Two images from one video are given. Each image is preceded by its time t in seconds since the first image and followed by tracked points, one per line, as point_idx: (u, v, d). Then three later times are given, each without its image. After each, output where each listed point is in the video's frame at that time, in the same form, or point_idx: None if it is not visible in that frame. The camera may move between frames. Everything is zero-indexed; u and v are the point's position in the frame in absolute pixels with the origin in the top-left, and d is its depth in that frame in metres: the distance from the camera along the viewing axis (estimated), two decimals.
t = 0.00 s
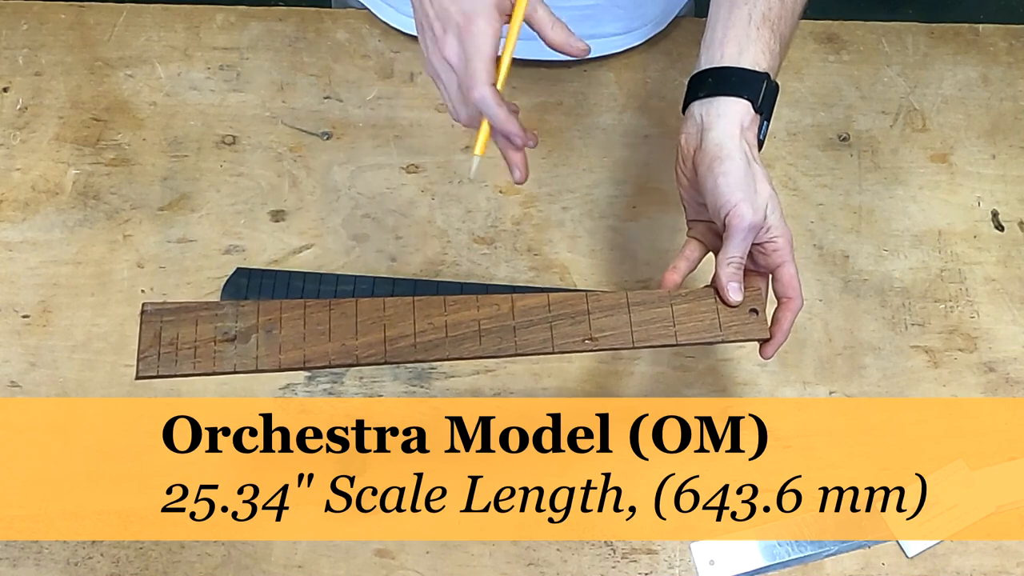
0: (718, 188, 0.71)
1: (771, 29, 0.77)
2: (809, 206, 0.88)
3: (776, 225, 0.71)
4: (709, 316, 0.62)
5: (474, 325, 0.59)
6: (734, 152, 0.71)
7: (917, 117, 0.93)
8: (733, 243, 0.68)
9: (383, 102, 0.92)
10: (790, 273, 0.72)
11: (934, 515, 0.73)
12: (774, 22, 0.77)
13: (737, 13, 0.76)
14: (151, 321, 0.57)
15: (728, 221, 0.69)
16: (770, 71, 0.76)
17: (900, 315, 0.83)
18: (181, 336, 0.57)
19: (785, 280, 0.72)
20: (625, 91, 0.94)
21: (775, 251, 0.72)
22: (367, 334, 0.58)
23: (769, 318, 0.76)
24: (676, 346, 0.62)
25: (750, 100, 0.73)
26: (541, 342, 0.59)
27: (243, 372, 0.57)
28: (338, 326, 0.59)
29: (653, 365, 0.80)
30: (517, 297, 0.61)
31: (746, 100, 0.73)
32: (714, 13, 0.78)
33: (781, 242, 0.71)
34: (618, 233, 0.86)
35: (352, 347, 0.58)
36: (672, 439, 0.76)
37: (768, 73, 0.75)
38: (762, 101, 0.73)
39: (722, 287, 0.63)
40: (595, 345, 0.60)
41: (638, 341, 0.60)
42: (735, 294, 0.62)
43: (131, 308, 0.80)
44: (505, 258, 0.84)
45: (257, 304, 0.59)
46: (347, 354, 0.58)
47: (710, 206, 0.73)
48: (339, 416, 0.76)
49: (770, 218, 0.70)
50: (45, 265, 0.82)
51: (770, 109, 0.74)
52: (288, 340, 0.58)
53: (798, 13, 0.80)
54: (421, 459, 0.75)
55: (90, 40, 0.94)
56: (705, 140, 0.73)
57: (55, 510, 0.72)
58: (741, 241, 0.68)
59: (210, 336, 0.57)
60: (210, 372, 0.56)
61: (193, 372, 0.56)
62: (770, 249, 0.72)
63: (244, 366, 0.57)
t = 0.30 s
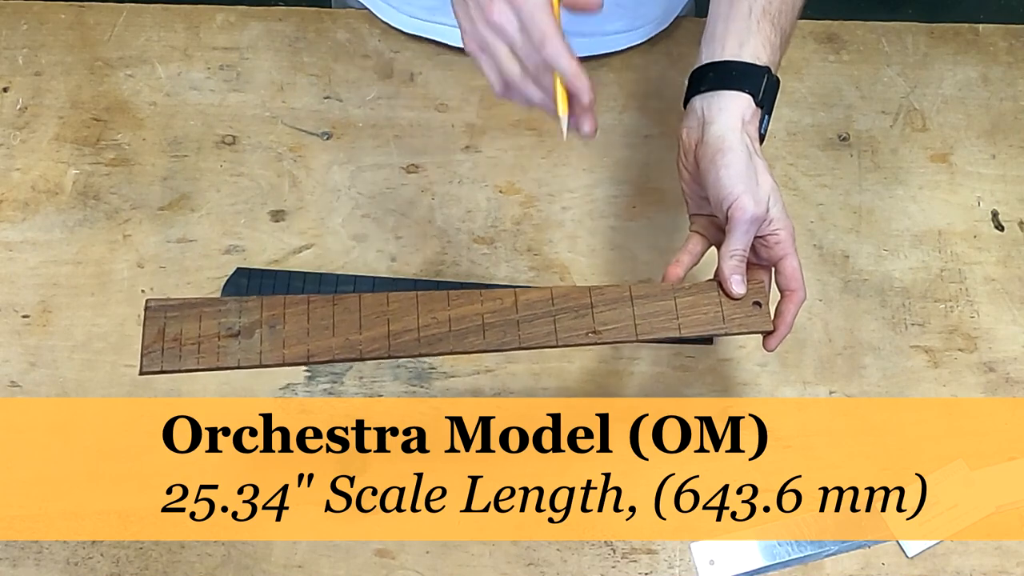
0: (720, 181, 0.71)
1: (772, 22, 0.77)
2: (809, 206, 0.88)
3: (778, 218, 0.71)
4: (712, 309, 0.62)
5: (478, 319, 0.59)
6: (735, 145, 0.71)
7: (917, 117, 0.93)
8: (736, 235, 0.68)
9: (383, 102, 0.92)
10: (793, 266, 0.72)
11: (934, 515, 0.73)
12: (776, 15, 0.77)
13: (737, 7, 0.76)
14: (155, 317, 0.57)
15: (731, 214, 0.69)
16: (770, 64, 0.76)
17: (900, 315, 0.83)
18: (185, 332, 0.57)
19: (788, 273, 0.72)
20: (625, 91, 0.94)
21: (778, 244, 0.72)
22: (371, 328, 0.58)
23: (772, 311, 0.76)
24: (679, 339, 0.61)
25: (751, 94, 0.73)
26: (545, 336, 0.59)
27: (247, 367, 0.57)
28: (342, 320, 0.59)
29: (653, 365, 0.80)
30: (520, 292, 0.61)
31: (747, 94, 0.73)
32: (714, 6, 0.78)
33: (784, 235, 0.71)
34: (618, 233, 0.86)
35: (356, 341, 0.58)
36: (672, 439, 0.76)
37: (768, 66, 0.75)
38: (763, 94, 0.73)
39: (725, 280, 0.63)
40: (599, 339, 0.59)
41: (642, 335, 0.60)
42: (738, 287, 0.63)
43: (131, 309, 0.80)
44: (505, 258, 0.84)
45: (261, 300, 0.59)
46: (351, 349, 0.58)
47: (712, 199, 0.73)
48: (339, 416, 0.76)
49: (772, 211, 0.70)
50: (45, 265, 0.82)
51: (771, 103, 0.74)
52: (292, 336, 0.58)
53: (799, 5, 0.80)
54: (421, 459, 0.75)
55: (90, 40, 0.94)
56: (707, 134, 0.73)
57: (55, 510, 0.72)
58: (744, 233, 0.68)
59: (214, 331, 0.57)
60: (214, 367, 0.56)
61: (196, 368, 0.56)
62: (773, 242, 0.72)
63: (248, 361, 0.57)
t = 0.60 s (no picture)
0: (720, 184, 0.71)
1: (772, 25, 0.77)
2: (809, 206, 0.88)
3: (778, 221, 0.71)
4: (713, 313, 0.61)
5: (478, 325, 0.59)
6: (736, 148, 0.71)
7: (918, 117, 0.93)
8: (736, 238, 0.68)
9: (383, 102, 0.92)
10: (793, 269, 0.72)
11: (934, 516, 0.73)
12: (775, 18, 0.77)
13: (738, 9, 0.76)
14: (156, 326, 0.57)
15: (731, 217, 0.69)
16: (770, 67, 0.76)
17: (900, 314, 0.83)
18: (186, 341, 0.57)
19: (788, 276, 0.72)
20: (625, 91, 0.94)
21: (778, 247, 0.72)
22: (372, 336, 0.58)
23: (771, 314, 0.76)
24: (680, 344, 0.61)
25: (752, 97, 0.73)
26: (546, 342, 0.59)
27: (249, 377, 0.57)
28: (343, 328, 0.58)
29: (653, 365, 0.80)
30: (520, 297, 0.61)
31: (747, 97, 0.73)
32: (714, 8, 0.78)
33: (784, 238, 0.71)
34: (618, 233, 0.86)
35: (357, 349, 0.58)
36: (672, 439, 0.76)
37: (768, 69, 0.75)
38: (764, 97, 0.73)
39: (726, 283, 0.63)
40: (600, 343, 0.59)
41: (643, 339, 0.59)
42: (738, 290, 0.62)
43: (131, 308, 0.81)
44: (505, 258, 0.84)
45: (261, 309, 0.59)
46: (352, 356, 0.58)
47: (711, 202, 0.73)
48: (339, 416, 0.76)
49: (772, 214, 0.70)
50: (45, 265, 0.82)
51: (772, 106, 0.74)
52: (293, 344, 0.58)
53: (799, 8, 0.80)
54: (421, 459, 0.75)
55: (90, 40, 0.94)
56: (706, 136, 0.73)
57: (55, 510, 0.72)
58: (744, 236, 0.68)
59: (216, 341, 0.57)
60: (216, 377, 0.56)
61: (198, 378, 0.56)
62: (772, 245, 0.72)
63: (250, 371, 0.57)
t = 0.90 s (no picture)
0: (721, 181, 0.71)
1: (774, 21, 0.77)
2: (809, 206, 0.88)
3: (779, 219, 0.71)
4: (714, 311, 0.62)
5: (477, 315, 0.59)
6: (737, 145, 0.71)
7: (918, 117, 0.93)
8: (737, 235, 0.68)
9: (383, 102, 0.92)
10: (793, 267, 0.71)
11: (934, 516, 0.73)
12: (778, 14, 0.77)
13: (739, 5, 0.76)
14: (148, 306, 0.56)
15: (732, 214, 0.68)
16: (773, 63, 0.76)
17: (900, 314, 0.83)
18: (179, 323, 0.56)
19: (788, 274, 0.72)
20: (625, 91, 0.94)
21: (778, 245, 0.72)
22: (369, 322, 0.57)
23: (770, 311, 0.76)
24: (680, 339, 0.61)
25: (754, 92, 0.73)
26: (545, 334, 0.58)
27: (242, 360, 0.55)
28: (339, 313, 0.58)
29: (653, 365, 0.80)
30: (519, 288, 0.60)
31: (750, 93, 0.72)
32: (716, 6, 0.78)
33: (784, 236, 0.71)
34: (618, 234, 0.86)
35: (353, 336, 0.57)
36: (672, 439, 0.76)
37: (771, 65, 0.75)
38: (766, 93, 0.73)
39: (726, 280, 0.63)
40: (600, 336, 0.59)
41: (643, 333, 0.59)
42: (739, 288, 0.63)
43: (131, 308, 0.81)
44: (505, 259, 0.84)
45: (256, 292, 0.58)
46: (348, 343, 0.57)
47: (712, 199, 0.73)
48: (339, 416, 0.76)
49: (773, 212, 0.70)
50: (45, 265, 0.82)
51: (774, 102, 0.74)
52: (288, 329, 0.57)
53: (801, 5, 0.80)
54: (421, 459, 0.75)
55: (90, 40, 0.94)
56: (708, 133, 0.73)
57: (55, 510, 0.72)
58: (745, 234, 0.68)
59: (209, 323, 0.56)
60: (209, 360, 0.55)
61: (190, 360, 0.55)
62: (773, 243, 0.72)
63: (244, 354, 0.56)
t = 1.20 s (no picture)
0: (716, 185, 0.71)
1: (770, 25, 0.77)
2: (809, 206, 0.88)
3: (776, 222, 0.70)
4: (706, 311, 0.61)
5: (472, 293, 0.59)
6: (734, 148, 0.71)
7: (918, 117, 0.93)
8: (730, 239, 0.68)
9: (383, 102, 0.92)
10: (790, 269, 0.71)
11: (934, 516, 0.73)
12: (774, 19, 0.77)
13: (737, 9, 0.76)
14: (152, 253, 0.56)
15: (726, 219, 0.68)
16: (770, 68, 0.76)
17: (900, 314, 0.83)
18: (180, 271, 0.56)
19: (785, 277, 0.71)
20: (625, 91, 0.94)
21: (775, 248, 0.71)
22: (366, 289, 0.58)
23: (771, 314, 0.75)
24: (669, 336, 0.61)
25: (750, 96, 0.73)
26: (536, 319, 0.59)
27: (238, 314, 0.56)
28: (338, 278, 0.58)
29: (653, 365, 0.80)
30: (517, 270, 0.60)
31: (746, 98, 0.72)
32: (715, 11, 0.78)
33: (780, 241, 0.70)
34: (618, 234, 0.86)
35: (348, 301, 0.57)
36: (672, 439, 0.76)
37: (767, 69, 0.75)
38: (762, 97, 0.73)
39: (720, 283, 0.62)
40: (591, 326, 0.60)
41: (632, 327, 0.60)
42: (732, 291, 0.62)
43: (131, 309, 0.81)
44: (505, 259, 0.84)
45: (259, 248, 0.58)
46: (343, 308, 0.57)
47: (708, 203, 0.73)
48: (339, 416, 0.76)
49: (768, 216, 0.70)
50: (45, 265, 0.82)
51: (772, 105, 0.74)
52: (287, 287, 0.57)
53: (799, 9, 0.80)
54: (421, 459, 0.75)
55: (90, 40, 0.94)
56: (705, 137, 0.73)
57: (54, 510, 0.72)
58: (737, 238, 0.68)
59: (210, 274, 0.56)
60: (206, 310, 0.55)
61: (188, 309, 0.55)
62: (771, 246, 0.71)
63: (241, 308, 0.56)
